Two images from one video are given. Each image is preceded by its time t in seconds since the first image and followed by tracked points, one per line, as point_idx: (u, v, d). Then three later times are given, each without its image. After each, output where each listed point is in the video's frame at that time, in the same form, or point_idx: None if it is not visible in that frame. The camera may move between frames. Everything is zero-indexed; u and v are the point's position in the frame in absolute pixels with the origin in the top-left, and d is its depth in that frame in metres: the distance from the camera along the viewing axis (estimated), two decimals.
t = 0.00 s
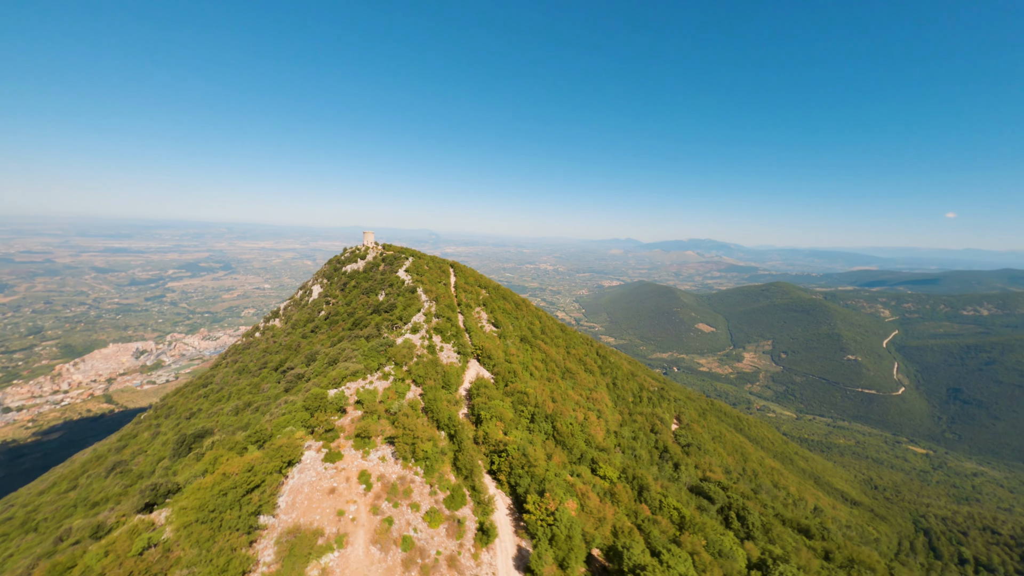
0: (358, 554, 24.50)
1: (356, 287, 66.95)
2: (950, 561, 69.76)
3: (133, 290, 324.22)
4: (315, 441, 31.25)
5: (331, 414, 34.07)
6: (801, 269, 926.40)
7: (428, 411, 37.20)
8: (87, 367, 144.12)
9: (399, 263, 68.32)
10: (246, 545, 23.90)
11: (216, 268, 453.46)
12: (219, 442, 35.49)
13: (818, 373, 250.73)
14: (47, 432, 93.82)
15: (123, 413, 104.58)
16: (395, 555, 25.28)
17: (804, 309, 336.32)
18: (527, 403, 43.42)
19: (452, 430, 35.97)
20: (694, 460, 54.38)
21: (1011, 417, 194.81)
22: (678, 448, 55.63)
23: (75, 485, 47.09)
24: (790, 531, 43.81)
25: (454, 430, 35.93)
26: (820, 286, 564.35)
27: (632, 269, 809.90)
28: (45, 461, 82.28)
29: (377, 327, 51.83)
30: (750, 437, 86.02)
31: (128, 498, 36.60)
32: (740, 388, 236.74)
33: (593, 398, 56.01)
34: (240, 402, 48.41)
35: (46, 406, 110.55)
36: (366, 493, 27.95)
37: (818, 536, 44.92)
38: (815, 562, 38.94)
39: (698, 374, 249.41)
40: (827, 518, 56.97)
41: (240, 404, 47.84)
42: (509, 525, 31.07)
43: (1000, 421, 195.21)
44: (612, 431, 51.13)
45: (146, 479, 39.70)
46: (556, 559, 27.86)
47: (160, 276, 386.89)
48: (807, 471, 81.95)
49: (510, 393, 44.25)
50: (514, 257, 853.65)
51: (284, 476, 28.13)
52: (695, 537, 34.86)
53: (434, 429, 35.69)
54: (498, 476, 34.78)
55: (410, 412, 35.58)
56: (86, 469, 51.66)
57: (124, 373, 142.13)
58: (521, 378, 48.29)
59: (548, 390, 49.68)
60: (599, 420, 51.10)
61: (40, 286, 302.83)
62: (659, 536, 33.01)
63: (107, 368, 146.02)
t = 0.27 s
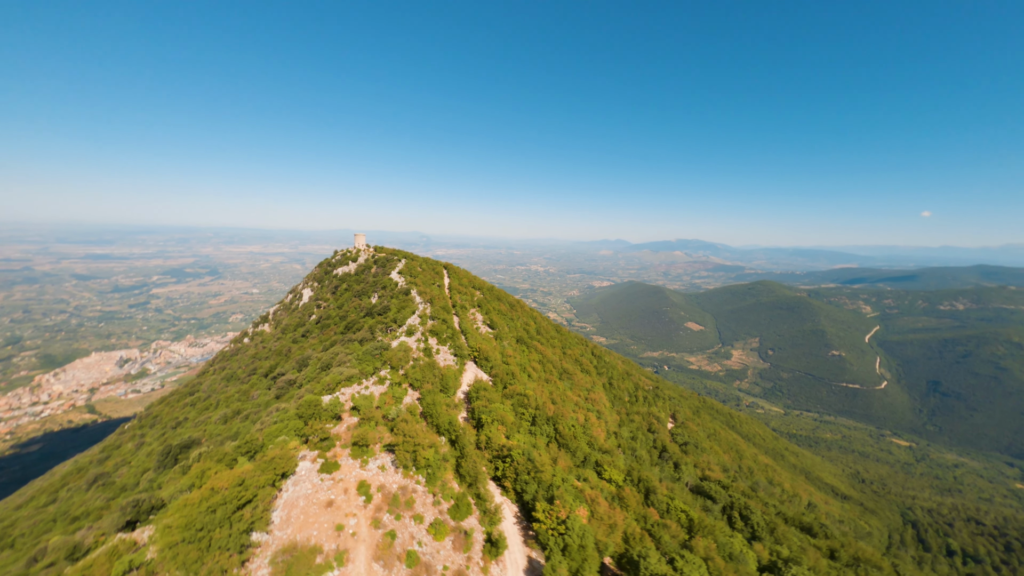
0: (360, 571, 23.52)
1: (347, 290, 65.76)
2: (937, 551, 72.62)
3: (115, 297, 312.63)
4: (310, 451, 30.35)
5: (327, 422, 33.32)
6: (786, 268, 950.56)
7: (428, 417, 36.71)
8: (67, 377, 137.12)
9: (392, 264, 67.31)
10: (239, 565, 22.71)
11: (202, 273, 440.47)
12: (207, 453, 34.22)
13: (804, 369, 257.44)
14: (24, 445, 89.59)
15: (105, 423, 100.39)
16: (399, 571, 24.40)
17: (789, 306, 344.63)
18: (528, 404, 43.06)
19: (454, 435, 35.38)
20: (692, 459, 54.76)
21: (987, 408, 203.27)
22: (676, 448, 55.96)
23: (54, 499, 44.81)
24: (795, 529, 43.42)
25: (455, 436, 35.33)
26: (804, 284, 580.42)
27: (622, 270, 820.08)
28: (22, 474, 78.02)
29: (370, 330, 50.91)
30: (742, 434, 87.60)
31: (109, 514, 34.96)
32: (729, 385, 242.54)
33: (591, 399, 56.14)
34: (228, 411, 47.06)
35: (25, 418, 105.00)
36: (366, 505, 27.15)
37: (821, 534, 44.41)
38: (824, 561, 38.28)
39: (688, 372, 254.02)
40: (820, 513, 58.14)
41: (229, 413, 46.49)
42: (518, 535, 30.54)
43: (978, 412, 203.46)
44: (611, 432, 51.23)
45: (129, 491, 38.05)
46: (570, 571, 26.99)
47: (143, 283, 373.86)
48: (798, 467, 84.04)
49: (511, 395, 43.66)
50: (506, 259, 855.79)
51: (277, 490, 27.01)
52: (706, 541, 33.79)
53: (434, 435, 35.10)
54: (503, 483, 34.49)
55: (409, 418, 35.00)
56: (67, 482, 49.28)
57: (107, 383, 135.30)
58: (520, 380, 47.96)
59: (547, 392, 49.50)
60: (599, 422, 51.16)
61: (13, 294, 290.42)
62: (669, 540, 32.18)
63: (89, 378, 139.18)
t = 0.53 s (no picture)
0: None
1: (341, 293, 64.88)
2: (931, 545, 74.73)
3: (102, 305, 303.65)
4: (307, 461, 29.83)
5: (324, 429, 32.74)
6: (775, 266, 969.80)
7: (429, 422, 36.25)
8: (53, 387, 132.12)
9: (387, 266, 66.49)
10: None
11: (192, 279, 432.03)
12: (196, 465, 33.26)
13: (794, 365, 262.74)
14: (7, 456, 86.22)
15: (93, 431, 97.21)
16: None
17: (779, 304, 350.76)
18: (530, 407, 42.99)
19: (457, 442, 35.13)
20: (694, 458, 55.29)
21: (971, 401, 210.03)
22: (678, 447, 56.46)
23: (38, 512, 43.20)
24: (801, 529, 43.82)
25: (459, 442, 35.11)
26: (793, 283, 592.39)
27: (615, 271, 828.03)
28: (5, 486, 74.99)
29: (366, 333, 50.24)
30: (737, 431, 88.89)
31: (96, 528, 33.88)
32: (722, 382, 247.26)
33: (592, 399, 56.41)
34: (219, 419, 46.08)
35: (8, 429, 101.02)
36: (369, 519, 26.58)
37: (828, 533, 44.94)
38: (834, 561, 38.54)
39: (682, 370, 257.61)
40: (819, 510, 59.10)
41: (220, 420, 45.61)
42: (530, 546, 30.23)
43: (962, 405, 210.02)
44: (614, 433, 51.54)
45: (115, 505, 36.93)
46: None
47: (132, 290, 363.65)
48: (792, 463, 85.52)
49: (512, 398, 43.58)
50: (500, 261, 858.19)
51: (273, 505, 26.37)
52: (721, 545, 34.00)
53: (437, 441, 34.76)
54: (510, 491, 34.22)
55: (410, 423, 34.42)
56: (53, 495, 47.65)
57: (95, 392, 130.48)
58: (520, 381, 47.92)
59: (549, 394, 49.51)
60: (601, 423, 51.32)
61: None
62: (685, 547, 32.38)
63: (76, 388, 134.23)
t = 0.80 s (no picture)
0: None
1: (338, 295, 64.41)
2: (927, 541, 76.15)
3: (95, 309, 297.40)
4: (303, 473, 29.41)
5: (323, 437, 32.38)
6: (766, 266, 983.84)
7: (432, 429, 35.72)
8: (44, 394, 128.47)
9: (383, 268, 66.07)
10: None
11: (185, 282, 426.52)
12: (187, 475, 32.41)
13: (787, 363, 266.26)
14: None
15: (85, 438, 94.90)
16: None
17: (771, 303, 355.31)
18: (535, 410, 42.88)
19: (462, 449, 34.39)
20: (698, 459, 55.47)
21: (960, 397, 214.60)
22: (681, 448, 56.62)
23: (25, 523, 41.97)
24: (811, 531, 43.82)
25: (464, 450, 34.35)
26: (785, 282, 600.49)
27: (610, 271, 833.75)
28: None
29: (365, 336, 49.96)
30: (735, 429, 89.69)
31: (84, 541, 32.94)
32: (717, 381, 250.21)
33: (595, 401, 56.46)
34: (213, 425, 45.41)
35: None
36: (372, 534, 25.76)
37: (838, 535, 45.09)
38: (846, 564, 38.50)
39: (677, 370, 260.08)
40: (819, 509, 59.72)
41: (214, 427, 44.94)
42: (544, 561, 28.90)
43: (951, 401, 214.40)
44: (618, 436, 51.62)
45: (104, 516, 36.05)
46: None
47: (125, 294, 356.35)
48: (789, 461, 86.47)
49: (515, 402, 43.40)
50: (496, 263, 860.34)
51: (268, 522, 25.75)
52: (736, 553, 33.90)
53: (441, 448, 34.23)
54: (520, 501, 33.19)
55: (412, 430, 34.04)
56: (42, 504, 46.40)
57: (87, 398, 127.26)
58: (523, 384, 47.82)
59: (552, 397, 49.44)
60: (605, 425, 51.38)
61: None
62: (703, 557, 32.20)
63: (68, 394, 130.76)
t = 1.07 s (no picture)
0: None
1: (336, 297, 63.97)
2: (925, 539, 77.28)
3: (91, 313, 293.05)
4: (301, 484, 28.67)
5: (321, 444, 31.84)
6: (760, 267, 996.34)
7: (436, 436, 35.35)
8: (38, 398, 126.15)
9: (382, 269, 65.67)
10: None
11: (181, 285, 422.93)
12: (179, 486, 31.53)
13: (782, 363, 269.13)
14: None
15: (80, 442, 93.02)
16: None
17: (765, 303, 358.81)
18: (540, 414, 42.56)
19: (468, 458, 34.36)
20: (702, 462, 55.47)
21: (951, 395, 218.25)
22: (685, 452, 56.64)
23: (15, 531, 41.05)
24: (823, 536, 43.53)
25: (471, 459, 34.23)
26: (779, 283, 606.92)
27: (606, 273, 839.98)
28: None
29: (364, 338, 49.64)
30: (733, 429, 90.55)
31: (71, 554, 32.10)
32: (712, 381, 252.82)
33: (598, 403, 56.53)
34: (208, 430, 44.84)
35: None
36: (376, 553, 25.16)
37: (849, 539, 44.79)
38: (860, 569, 38.22)
39: (673, 370, 262.09)
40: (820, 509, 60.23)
41: (210, 432, 44.42)
42: None
43: (943, 399, 218.04)
44: (623, 439, 51.52)
45: (93, 526, 35.34)
46: None
47: (122, 297, 351.50)
48: (787, 460, 87.63)
49: (519, 405, 43.17)
50: (493, 264, 864.28)
51: (261, 543, 24.56)
52: (757, 562, 33.04)
53: (446, 456, 33.92)
54: (530, 510, 32.38)
55: (416, 437, 33.70)
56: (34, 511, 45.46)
57: (83, 402, 124.91)
58: (526, 387, 47.71)
59: (557, 401, 49.23)
60: (609, 428, 51.27)
61: None
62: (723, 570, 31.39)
63: (63, 398, 128.20)
